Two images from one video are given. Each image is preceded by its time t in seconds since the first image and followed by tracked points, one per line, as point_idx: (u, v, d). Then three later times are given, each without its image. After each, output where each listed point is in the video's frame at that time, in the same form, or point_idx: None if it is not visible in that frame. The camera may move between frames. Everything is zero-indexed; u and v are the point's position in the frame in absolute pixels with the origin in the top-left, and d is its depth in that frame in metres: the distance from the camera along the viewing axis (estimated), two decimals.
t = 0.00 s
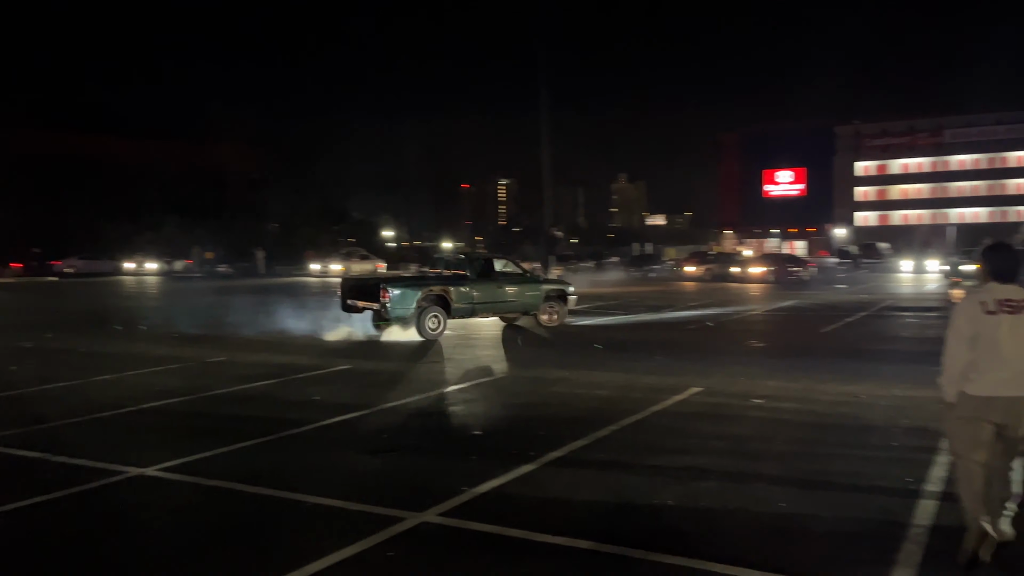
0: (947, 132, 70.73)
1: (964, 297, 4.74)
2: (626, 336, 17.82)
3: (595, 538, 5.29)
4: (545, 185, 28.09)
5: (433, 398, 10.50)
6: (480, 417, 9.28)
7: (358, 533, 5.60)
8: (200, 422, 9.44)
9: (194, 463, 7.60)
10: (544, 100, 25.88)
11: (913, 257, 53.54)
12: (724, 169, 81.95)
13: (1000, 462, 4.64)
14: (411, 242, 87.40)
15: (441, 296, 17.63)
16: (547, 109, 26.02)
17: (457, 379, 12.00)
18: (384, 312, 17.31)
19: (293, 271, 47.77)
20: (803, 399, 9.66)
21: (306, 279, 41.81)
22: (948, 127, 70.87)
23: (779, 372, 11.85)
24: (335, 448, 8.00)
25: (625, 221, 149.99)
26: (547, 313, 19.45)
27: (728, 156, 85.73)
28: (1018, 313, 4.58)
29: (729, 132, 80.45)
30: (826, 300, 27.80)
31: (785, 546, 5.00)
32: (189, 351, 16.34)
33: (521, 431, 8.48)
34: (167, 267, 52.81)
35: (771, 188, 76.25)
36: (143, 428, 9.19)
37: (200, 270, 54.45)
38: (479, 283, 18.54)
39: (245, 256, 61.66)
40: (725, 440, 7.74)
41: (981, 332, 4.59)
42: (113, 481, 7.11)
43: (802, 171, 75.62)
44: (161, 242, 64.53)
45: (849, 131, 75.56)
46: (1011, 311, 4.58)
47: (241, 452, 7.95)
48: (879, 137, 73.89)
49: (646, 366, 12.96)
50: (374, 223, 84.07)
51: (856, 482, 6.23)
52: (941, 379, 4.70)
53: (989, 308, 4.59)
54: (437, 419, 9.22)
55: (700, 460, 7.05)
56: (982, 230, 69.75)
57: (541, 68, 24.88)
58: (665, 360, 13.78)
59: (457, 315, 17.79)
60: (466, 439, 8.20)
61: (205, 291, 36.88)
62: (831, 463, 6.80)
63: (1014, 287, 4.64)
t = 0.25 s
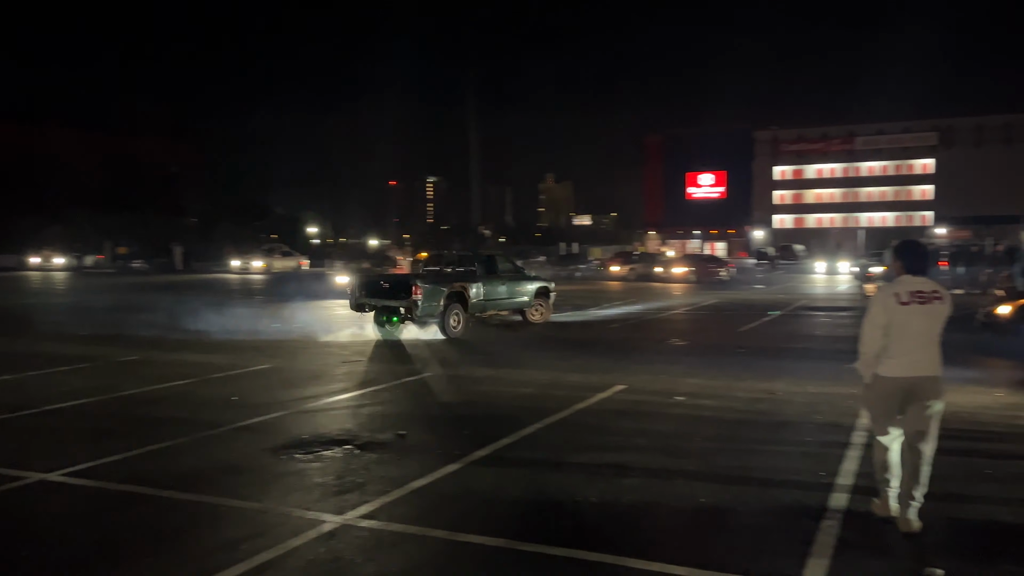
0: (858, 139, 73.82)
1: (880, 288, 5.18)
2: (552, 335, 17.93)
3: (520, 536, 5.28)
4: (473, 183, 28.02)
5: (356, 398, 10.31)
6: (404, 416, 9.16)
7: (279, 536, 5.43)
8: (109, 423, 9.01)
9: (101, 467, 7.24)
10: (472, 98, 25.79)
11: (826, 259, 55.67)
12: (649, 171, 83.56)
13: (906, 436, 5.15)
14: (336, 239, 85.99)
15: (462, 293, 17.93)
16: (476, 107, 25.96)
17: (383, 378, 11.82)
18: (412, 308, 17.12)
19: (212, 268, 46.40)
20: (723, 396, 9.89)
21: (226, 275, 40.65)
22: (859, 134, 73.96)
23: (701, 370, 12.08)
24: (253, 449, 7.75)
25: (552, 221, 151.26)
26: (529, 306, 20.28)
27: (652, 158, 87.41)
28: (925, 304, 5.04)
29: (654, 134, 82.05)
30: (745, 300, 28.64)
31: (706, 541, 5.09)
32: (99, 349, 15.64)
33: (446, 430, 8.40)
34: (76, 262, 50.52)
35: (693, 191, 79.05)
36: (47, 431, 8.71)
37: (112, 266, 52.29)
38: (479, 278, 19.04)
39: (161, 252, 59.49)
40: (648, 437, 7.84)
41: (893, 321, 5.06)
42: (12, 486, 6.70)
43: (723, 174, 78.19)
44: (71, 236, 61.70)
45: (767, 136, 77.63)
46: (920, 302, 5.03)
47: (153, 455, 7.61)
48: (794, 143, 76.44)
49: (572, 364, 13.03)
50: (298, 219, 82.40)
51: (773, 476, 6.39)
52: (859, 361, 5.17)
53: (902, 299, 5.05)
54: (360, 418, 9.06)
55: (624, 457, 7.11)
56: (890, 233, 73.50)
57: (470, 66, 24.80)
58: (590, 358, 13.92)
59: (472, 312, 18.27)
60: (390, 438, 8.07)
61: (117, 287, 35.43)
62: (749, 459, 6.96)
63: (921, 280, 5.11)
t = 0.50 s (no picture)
0: (800, 143, 75.56)
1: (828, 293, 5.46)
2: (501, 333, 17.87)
3: (468, 538, 5.23)
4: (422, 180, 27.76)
5: (303, 398, 10.14)
6: (352, 416, 9.02)
7: (222, 540, 5.30)
8: (42, 425, 8.69)
9: (32, 471, 6.96)
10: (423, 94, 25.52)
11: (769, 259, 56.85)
12: (598, 170, 84.19)
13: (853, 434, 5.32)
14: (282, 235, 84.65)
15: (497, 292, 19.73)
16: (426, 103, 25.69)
17: (333, 377, 11.65)
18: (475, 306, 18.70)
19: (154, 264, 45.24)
20: (671, 395, 9.98)
21: (169, 272, 39.76)
22: (801, 137, 75.66)
23: (650, 369, 12.18)
24: (195, 451, 7.55)
25: (501, 219, 151.48)
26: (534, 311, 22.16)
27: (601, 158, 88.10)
28: (867, 308, 5.29)
29: (603, 134, 82.68)
30: (692, 299, 29.02)
31: (656, 540, 5.11)
32: (32, 348, 15.08)
33: (394, 430, 8.32)
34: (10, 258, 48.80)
35: (642, 190, 81.55)
36: None
37: (46, 261, 50.49)
38: (507, 286, 20.89)
39: (99, 247, 57.67)
40: (597, 436, 7.86)
41: (838, 325, 5.32)
42: None
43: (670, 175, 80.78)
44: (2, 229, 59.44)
45: (713, 138, 78.77)
46: (862, 307, 5.29)
47: (90, 458, 7.38)
48: (739, 145, 77.80)
49: (521, 363, 13.03)
50: (242, 214, 80.79)
51: (720, 475, 6.46)
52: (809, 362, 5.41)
53: (846, 304, 5.32)
54: (306, 418, 8.91)
55: (573, 456, 7.12)
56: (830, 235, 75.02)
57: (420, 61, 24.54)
58: (540, 356, 13.91)
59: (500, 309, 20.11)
60: (337, 438, 7.98)
61: (54, 283, 34.44)
62: (696, 456, 7.04)
63: (864, 285, 5.37)
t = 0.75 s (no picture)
0: (789, 142, 75.92)
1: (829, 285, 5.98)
2: (492, 331, 17.85)
3: (470, 535, 5.24)
4: (413, 178, 27.70)
5: (298, 395, 10.11)
6: (347, 414, 9.00)
7: (220, 538, 5.28)
8: (34, 421, 8.62)
9: (25, 468, 6.89)
10: (414, 91, 25.44)
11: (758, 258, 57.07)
12: (588, 169, 84.30)
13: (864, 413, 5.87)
14: (271, 231, 84.21)
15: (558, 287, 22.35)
16: (417, 100, 25.62)
17: (326, 375, 11.62)
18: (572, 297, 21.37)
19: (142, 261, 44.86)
20: (665, 393, 9.99)
21: (156, 269, 39.48)
22: (790, 137, 76.00)
23: (643, 367, 12.22)
24: (189, 448, 7.51)
25: (491, 217, 151.30)
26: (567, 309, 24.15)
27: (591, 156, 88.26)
28: (868, 296, 5.81)
29: (592, 132, 82.69)
30: (682, 298, 29.11)
31: (657, 538, 5.13)
32: (19, 344, 14.95)
33: (389, 428, 8.31)
34: None
35: (632, 189, 81.07)
36: None
37: (31, 257, 50.06)
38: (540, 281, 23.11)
39: (85, 243, 57.24)
40: (593, 434, 7.88)
41: (840, 312, 5.83)
42: None
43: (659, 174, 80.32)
44: None
45: (703, 138, 79.28)
46: (865, 296, 5.81)
47: (84, 455, 7.32)
48: (728, 145, 78.18)
49: (514, 361, 13.04)
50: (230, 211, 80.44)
51: (717, 474, 6.49)
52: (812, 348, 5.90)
53: (849, 292, 5.84)
54: (300, 416, 8.88)
55: (569, 454, 7.14)
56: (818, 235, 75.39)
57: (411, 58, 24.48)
58: (533, 354, 13.91)
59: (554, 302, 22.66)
60: (333, 435, 7.97)
61: (40, 279, 34.16)
62: (692, 455, 7.07)
63: (865, 276, 5.90)
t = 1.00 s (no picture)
0: (823, 140, 75.08)
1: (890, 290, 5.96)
2: (524, 330, 17.79)
3: (510, 535, 5.23)
4: (444, 176, 27.75)
5: (334, 392, 10.14)
6: (383, 411, 9.04)
7: (264, 533, 5.34)
8: (77, 416, 8.77)
9: (70, 462, 7.02)
10: (446, 88, 25.46)
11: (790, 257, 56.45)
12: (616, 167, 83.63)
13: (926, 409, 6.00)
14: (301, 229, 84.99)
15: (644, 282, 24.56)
16: (449, 99, 25.64)
17: (360, 372, 11.69)
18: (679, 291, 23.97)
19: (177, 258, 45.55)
20: (702, 394, 9.90)
21: (191, 266, 40.07)
22: (824, 134, 75.00)
23: (677, 367, 12.13)
24: (229, 443, 7.61)
25: (520, 216, 151.38)
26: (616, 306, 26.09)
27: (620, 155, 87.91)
28: (932, 300, 5.76)
29: (621, 130, 82.26)
30: (714, 297, 28.95)
31: (697, 540, 5.11)
32: (61, 339, 15.25)
33: (426, 425, 8.33)
34: (36, 251, 49.34)
35: (660, 187, 79.36)
36: (7, 425, 8.42)
37: (71, 254, 51.12)
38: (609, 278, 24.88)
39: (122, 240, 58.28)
40: (630, 434, 7.83)
41: (903, 317, 5.82)
42: None
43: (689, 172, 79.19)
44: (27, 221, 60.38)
45: (734, 135, 78.93)
46: (926, 299, 5.77)
47: (127, 449, 7.44)
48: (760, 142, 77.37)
49: (546, 359, 13.04)
50: (263, 210, 81.43)
51: (758, 475, 6.42)
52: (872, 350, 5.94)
53: (911, 296, 5.81)
54: (338, 412, 8.94)
55: (606, 454, 7.11)
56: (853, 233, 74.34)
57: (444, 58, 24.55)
58: (567, 353, 13.88)
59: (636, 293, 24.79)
60: (370, 432, 8.02)
61: (79, 276, 34.89)
62: (731, 456, 7.00)
63: (929, 280, 5.82)
